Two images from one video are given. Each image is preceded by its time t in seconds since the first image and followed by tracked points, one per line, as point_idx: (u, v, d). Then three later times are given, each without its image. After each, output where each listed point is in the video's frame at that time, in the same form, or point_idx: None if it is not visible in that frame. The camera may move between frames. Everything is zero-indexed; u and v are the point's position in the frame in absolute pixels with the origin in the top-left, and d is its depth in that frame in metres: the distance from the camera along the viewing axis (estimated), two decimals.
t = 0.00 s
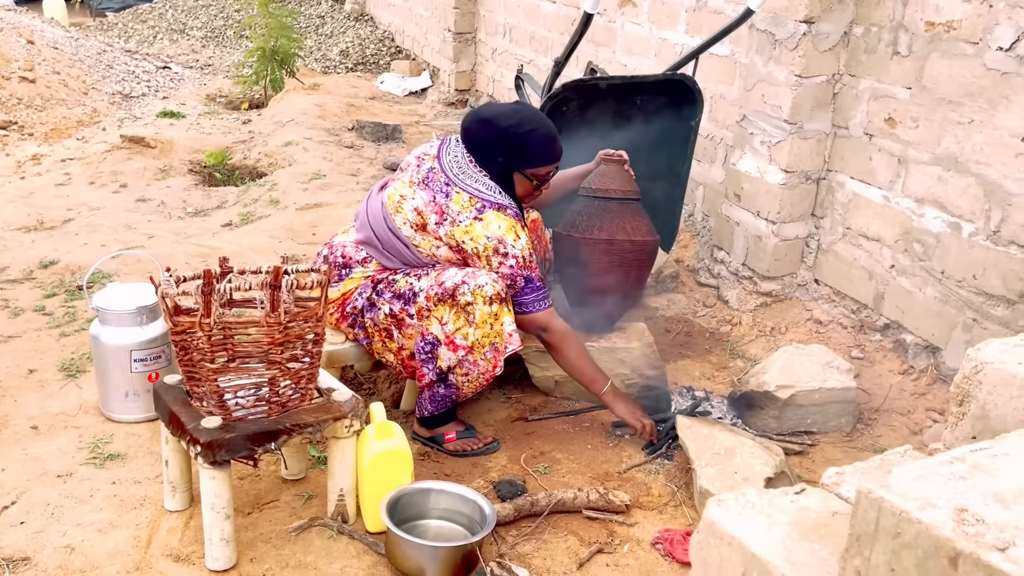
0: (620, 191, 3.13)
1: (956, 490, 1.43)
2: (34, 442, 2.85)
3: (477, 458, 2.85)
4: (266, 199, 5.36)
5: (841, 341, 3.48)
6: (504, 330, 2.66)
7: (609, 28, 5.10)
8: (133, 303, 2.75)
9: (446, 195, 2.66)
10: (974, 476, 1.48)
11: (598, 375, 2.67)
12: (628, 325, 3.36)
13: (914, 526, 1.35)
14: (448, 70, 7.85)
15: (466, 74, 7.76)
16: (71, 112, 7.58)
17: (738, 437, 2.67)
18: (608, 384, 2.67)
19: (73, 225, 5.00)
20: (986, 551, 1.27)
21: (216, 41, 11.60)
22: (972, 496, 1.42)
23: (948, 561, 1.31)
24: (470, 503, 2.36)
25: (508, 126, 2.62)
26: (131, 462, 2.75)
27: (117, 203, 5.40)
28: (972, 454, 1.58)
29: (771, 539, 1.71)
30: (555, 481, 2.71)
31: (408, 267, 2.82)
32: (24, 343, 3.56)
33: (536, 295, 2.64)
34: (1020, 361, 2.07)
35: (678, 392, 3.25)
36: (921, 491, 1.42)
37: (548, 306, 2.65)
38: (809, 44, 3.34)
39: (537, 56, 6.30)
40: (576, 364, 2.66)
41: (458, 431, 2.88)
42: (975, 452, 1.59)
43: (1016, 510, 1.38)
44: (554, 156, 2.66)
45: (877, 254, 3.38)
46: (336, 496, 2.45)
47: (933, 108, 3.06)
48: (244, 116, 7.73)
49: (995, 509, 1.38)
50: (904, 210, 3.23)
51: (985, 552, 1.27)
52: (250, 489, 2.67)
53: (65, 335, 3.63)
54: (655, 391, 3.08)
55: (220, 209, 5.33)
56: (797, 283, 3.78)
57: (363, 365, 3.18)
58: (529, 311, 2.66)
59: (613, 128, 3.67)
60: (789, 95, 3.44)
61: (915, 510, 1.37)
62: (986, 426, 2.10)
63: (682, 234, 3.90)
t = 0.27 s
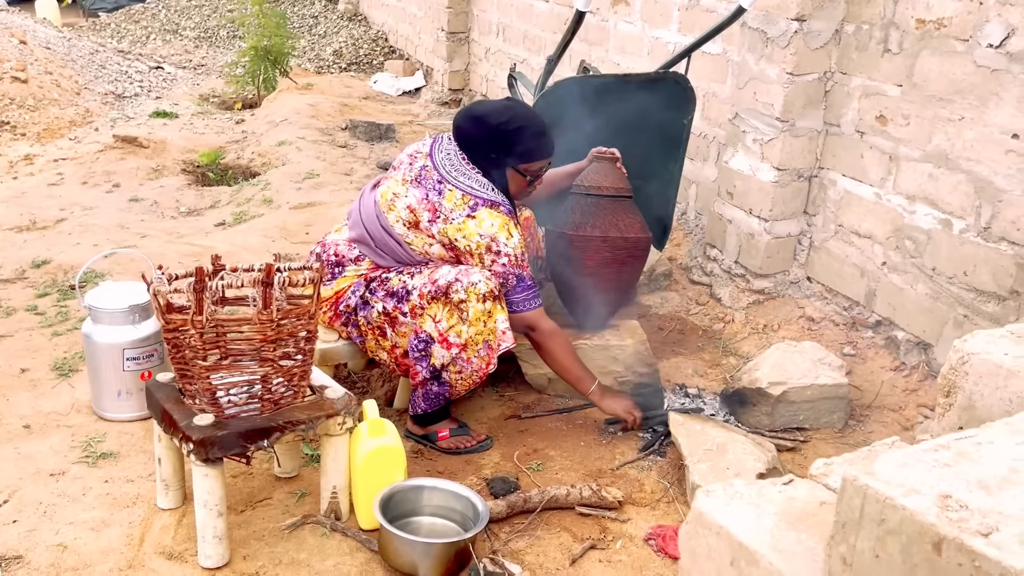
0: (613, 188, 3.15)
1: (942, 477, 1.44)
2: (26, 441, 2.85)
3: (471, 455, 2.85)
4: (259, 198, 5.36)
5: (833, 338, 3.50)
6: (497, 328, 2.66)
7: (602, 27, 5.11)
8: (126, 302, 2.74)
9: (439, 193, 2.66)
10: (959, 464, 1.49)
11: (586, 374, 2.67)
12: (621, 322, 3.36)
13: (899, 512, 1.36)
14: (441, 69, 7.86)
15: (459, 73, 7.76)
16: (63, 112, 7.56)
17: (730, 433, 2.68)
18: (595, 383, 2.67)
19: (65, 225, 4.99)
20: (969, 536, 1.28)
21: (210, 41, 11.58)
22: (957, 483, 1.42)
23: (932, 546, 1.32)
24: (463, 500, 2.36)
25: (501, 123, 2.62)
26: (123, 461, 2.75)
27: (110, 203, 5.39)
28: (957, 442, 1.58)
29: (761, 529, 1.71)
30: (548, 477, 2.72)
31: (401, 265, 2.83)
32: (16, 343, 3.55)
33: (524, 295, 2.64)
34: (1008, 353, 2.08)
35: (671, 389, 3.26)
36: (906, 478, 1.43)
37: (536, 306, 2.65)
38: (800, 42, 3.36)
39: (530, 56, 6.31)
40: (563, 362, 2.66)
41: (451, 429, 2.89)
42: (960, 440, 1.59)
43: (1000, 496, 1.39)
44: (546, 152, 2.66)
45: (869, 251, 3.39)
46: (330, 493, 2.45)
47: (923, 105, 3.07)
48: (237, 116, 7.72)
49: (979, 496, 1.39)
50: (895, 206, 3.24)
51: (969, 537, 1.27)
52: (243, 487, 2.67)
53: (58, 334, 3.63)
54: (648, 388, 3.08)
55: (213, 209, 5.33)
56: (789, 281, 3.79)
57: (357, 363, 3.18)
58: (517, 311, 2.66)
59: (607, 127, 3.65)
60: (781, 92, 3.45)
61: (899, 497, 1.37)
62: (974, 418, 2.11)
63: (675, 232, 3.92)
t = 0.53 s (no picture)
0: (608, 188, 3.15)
1: (943, 474, 1.44)
2: (23, 441, 2.84)
3: (469, 455, 2.85)
4: (256, 198, 5.35)
5: (831, 337, 3.50)
6: (495, 327, 2.65)
7: (600, 27, 5.11)
8: (123, 302, 2.74)
9: (436, 192, 2.66)
10: (960, 461, 1.49)
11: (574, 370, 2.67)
12: (619, 322, 3.36)
13: (901, 509, 1.36)
14: (439, 69, 7.85)
15: (457, 74, 7.76)
16: (60, 112, 7.55)
17: (728, 433, 2.68)
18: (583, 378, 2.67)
19: (62, 225, 4.98)
20: (971, 533, 1.28)
21: (207, 42, 11.57)
22: (958, 479, 1.42)
23: (934, 543, 1.31)
24: (461, 500, 2.36)
25: (498, 119, 2.62)
26: (121, 461, 2.74)
27: (107, 204, 5.38)
28: (958, 439, 1.58)
29: (762, 527, 1.71)
30: (546, 477, 2.71)
31: (399, 265, 2.82)
32: (13, 343, 3.54)
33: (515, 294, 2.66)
34: (1007, 350, 2.08)
35: (669, 389, 3.26)
36: (907, 475, 1.43)
37: (527, 306, 2.68)
38: (798, 42, 3.36)
39: (528, 56, 6.31)
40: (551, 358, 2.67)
41: (450, 428, 2.88)
42: (961, 437, 1.59)
43: (1001, 493, 1.39)
44: (543, 148, 2.66)
45: (867, 250, 3.39)
46: (328, 493, 2.44)
47: (921, 105, 3.08)
48: (235, 116, 7.71)
49: (980, 492, 1.39)
50: (893, 206, 3.24)
51: (971, 534, 1.28)
52: (241, 487, 2.66)
53: (55, 335, 3.62)
54: (646, 388, 3.08)
55: (210, 209, 5.32)
56: (787, 281, 3.79)
57: (355, 363, 3.18)
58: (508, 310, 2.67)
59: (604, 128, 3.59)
60: (778, 92, 3.45)
61: (901, 493, 1.37)
62: (974, 416, 2.12)
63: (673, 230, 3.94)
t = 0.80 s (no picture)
0: (607, 189, 3.15)
1: (947, 475, 1.44)
2: (23, 442, 2.84)
3: (469, 456, 2.85)
4: (256, 199, 5.36)
5: (831, 338, 3.50)
6: (495, 328, 2.66)
7: (600, 27, 5.11)
8: (123, 303, 2.74)
9: (435, 192, 2.66)
10: (964, 462, 1.49)
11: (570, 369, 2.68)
12: (620, 322, 3.36)
13: (906, 510, 1.36)
14: (438, 70, 7.86)
15: (456, 74, 7.77)
16: (59, 113, 7.54)
17: (729, 433, 2.68)
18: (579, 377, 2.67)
19: (62, 226, 4.98)
20: (976, 534, 1.28)
21: (206, 43, 11.56)
22: (963, 480, 1.43)
23: (939, 544, 1.32)
24: (462, 501, 2.36)
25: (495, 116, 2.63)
26: (121, 462, 2.74)
27: (107, 204, 5.37)
28: (962, 440, 1.58)
29: (766, 528, 1.71)
30: (547, 478, 2.72)
31: (399, 266, 2.82)
32: (13, 344, 3.53)
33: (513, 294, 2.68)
34: (1010, 351, 2.08)
35: (670, 390, 3.26)
36: (911, 476, 1.43)
37: (525, 305, 2.70)
38: (798, 43, 3.36)
39: (527, 57, 6.31)
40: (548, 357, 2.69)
41: (450, 429, 2.88)
42: (965, 438, 1.59)
43: (1006, 494, 1.39)
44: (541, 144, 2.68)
45: (867, 251, 3.39)
46: (328, 494, 2.44)
47: (921, 106, 3.08)
48: (234, 117, 7.71)
49: (985, 494, 1.39)
50: (893, 207, 3.25)
51: (976, 535, 1.28)
52: (241, 488, 2.66)
53: (55, 336, 3.61)
54: (646, 388, 3.08)
55: (210, 210, 5.32)
56: (787, 281, 3.79)
57: (355, 364, 3.17)
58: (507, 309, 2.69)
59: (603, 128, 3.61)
60: (778, 93, 3.45)
61: (906, 495, 1.37)
62: (977, 416, 2.12)
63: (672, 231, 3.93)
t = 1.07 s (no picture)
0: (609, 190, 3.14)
1: (956, 475, 1.44)
2: (25, 443, 2.83)
3: (471, 457, 2.85)
4: (257, 199, 5.36)
5: (833, 338, 3.50)
6: (498, 329, 2.66)
7: (601, 28, 5.11)
8: (125, 303, 2.73)
9: (438, 193, 2.67)
10: (973, 463, 1.49)
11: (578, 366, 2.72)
12: (622, 323, 3.36)
13: (915, 511, 1.36)
14: (439, 70, 7.86)
15: (457, 75, 7.77)
16: (60, 113, 7.54)
17: (731, 434, 2.68)
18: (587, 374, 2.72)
19: (63, 226, 4.98)
20: (986, 534, 1.29)
21: (207, 43, 11.57)
22: (972, 481, 1.43)
23: (949, 545, 1.32)
24: (464, 501, 2.36)
25: (497, 117, 2.63)
26: (123, 463, 2.74)
27: (108, 205, 5.37)
28: (970, 441, 1.58)
29: (771, 528, 1.71)
30: (549, 478, 2.71)
31: (401, 266, 2.81)
32: (14, 345, 3.53)
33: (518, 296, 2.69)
34: (1017, 351, 2.08)
35: (672, 390, 3.26)
36: (920, 476, 1.43)
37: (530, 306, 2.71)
38: (800, 43, 3.36)
39: (529, 57, 6.31)
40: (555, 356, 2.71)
41: (452, 430, 2.88)
42: (974, 439, 1.59)
43: (1015, 495, 1.40)
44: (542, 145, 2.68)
45: (869, 252, 3.39)
46: (331, 495, 2.44)
47: (924, 106, 3.08)
48: (235, 117, 7.71)
49: (994, 495, 1.39)
50: (895, 207, 3.25)
51: (985, 535, 1.28)
52: (244, 489, 2.66)
53: (56, 336, 3.61)
54: (649, 389, 3.08)
55: (211, 210, 5.32)
56: (788, 282, 3.79)
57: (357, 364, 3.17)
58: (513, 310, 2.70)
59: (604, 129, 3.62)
60: (780, 93, 3.45)
61: (915, 496, 1.37)
62: (983, 417, 2.12)
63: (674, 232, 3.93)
